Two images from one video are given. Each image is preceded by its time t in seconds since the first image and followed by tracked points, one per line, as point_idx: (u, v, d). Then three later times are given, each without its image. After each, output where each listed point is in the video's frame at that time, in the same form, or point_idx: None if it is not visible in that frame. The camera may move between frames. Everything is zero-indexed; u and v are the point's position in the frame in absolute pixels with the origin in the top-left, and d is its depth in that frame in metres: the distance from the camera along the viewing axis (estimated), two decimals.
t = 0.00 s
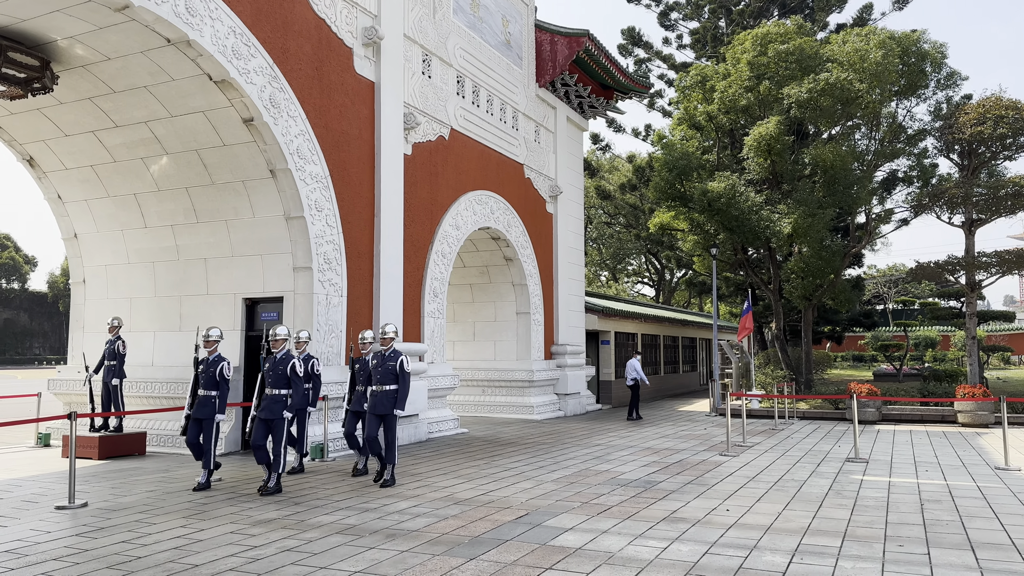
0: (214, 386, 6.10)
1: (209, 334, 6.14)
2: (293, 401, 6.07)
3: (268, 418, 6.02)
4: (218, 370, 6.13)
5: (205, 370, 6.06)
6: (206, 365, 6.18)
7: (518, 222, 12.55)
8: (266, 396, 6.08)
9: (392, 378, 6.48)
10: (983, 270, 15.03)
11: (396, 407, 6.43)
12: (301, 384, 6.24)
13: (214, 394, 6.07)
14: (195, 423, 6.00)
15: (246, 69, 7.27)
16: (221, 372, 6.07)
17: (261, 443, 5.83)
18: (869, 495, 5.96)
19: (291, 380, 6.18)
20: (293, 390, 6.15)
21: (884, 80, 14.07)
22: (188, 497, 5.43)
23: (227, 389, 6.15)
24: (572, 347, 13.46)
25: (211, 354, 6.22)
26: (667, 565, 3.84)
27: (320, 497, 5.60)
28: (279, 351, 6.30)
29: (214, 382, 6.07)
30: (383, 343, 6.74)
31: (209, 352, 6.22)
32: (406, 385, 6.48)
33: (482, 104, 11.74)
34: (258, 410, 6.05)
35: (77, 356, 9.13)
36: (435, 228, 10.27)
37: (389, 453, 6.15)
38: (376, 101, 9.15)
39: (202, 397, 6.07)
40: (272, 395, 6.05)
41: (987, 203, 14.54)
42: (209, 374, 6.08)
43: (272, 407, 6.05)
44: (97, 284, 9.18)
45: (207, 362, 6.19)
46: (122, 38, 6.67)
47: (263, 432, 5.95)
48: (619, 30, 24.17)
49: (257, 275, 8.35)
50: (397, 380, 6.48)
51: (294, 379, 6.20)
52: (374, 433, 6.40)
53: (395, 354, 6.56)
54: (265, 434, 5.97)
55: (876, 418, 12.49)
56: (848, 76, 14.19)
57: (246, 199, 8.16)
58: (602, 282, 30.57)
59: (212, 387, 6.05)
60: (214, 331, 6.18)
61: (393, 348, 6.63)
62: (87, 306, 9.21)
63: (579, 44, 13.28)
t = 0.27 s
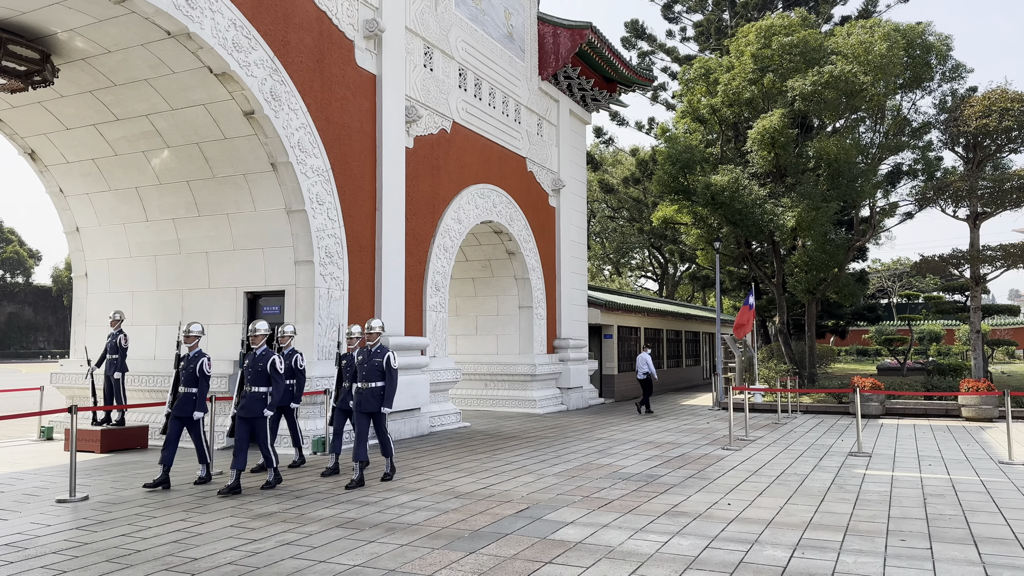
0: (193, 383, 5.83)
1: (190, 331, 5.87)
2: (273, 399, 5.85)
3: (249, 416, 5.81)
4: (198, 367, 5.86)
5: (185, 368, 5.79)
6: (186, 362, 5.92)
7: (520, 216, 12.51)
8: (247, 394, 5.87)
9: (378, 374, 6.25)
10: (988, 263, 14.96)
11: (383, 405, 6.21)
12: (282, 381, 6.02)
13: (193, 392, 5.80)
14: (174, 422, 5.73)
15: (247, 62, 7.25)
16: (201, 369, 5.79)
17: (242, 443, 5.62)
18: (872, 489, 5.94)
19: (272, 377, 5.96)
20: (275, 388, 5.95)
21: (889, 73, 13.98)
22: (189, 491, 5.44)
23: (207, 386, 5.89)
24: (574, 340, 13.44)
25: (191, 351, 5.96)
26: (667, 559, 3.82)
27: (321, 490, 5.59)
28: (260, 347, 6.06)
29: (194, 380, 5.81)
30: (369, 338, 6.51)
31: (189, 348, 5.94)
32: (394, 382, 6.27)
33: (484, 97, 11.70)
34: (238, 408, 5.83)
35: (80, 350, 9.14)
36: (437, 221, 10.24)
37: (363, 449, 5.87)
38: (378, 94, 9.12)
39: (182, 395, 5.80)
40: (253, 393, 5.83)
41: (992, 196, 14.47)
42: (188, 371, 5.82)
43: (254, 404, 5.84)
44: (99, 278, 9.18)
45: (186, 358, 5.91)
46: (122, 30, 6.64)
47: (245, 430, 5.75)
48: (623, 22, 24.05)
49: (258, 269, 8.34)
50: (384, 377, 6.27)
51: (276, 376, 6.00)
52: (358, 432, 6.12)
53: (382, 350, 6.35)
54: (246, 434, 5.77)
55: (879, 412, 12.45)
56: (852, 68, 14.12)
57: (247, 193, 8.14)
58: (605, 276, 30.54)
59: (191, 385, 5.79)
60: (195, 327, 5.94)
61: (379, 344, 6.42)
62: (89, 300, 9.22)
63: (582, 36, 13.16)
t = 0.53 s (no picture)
0: (175, 376, 5.71)
1: (174, 321, 5.77)
2: (256, 392, 5.75)
3: (230, 410, 5.67)
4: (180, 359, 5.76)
5: (167, 359, 5.68)
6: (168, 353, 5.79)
7: (523, 211, 12.48)
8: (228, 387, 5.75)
9: (366, 367, 6.20)
10: (993, 258, 14.88)
11: (371, 398, 6.15)
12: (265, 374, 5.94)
13: (175, 384, 5.67)
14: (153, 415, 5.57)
15: (248, 56, 7.22)
16: (184, 361, 5.71)
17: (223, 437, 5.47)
18: (875, 484, 5.91)
19: (255, 370, 5.86)
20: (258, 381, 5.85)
21: (894, 66, 13.89)
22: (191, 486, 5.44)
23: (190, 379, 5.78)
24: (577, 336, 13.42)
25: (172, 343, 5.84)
26: (669, 555, 3.80)
27: (323, 485, 5.59)
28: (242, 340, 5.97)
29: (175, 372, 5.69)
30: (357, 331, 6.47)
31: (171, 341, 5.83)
32: (382, 375, 6.21)
33: (487, 91, 11.66)
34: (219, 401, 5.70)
35: (82, 345, 9.15)
36: (440, 216, 10.22)
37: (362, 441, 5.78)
38: (380, 88, 9.09)
39: (163, 388, 5.66)
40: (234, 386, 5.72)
41: (997, 190, 14.39)
42: (171, 362, 5.70)
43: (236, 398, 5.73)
44: (101, 273, 9.17)
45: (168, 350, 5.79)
46: (123, 24, 6.61)
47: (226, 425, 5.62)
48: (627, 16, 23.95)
49: (261, 263, 8.33)
50: (372, 369, 6.21)
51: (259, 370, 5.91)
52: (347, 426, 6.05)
53: (370, 342, 6.29)
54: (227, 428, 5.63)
55: (883, 408, 12.40)
56: (857, 62, 14.03)
57: (249, 187, 8.12)
58: (609, 272, 30.49)
59: (173, 376, 5.67)
60: (178, 319, 5.83)
61: (367, 337, 6.37)
62: (92, 295, 9.21)
63: (585, 30, 13.07)
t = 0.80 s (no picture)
0: (161, 373, 5.58)
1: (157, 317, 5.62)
2: (240, 390, 5.45)
3: (211, 410, 5.42)
4: (166, 356, 5.62)
5: (152, 356, 5.55)
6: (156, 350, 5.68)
7: (526, 206, 12.46)
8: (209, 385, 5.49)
9: (355, 366, 5.93)
10: (998, 253, 14.82)
11: (359, 398, 5.86)
12: (251, 373, 5.62)
13: (161, 381, 5.56)
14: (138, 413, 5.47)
15: (251, 50, 7.21)
16: (170, 358, 5.56)
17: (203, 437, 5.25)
18: (880, 480, 5.90)
19: (239, 368, 5.55)
20: (242, 379, 5.54)
21: (899, 61, 13.83)
22: (195, 481, 5.45)
23: (175, 376, 5.61)
24: (580, 331, 13.41)
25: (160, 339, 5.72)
26: (672, 551, 3.80)
27: (327, 481, 5.60)
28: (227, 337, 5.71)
29: (159, 369, 5.55)
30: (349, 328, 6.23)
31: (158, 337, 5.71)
32: (371, 374, 5.93)
33: (490, 86, 11.64)
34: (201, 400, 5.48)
35: (86, 340, 9.16)
36: (443, 211, 10.21)
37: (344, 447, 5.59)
38: (383, 83, 9.07)
39: (148, 385, 5.54)
40: (216, 384, 5.45)
41: (1002, 185, 14.33)
42: (156, 359, 5.57)
43: (219, 398, 5.43)
44: (105, 268, 9.18)
45: (155, 347, 5.66)
46: (125, 19, 6.59)
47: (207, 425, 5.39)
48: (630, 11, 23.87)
49: (264, 259, 8.33)
50: (361, 368, 5.93)
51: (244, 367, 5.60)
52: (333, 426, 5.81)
53: (360, 340, 6.03)
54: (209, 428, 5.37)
55: (887, 403, 12.38)
56: (862, 56, 13.97)
57: (252, 182, 8.12)
58: (612, 267, 30.46)
59: (157, 374, 5.52)
60: (164, 316, 5.78)
61: (358, 335, 6.12)
62: (96, 290, 9.22)
63: (589, 24, 13.09)
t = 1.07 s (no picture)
0: (149, 367, 5.54)
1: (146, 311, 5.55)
2: (228, 384, 5.44)
3: (200, 403, 5.41)
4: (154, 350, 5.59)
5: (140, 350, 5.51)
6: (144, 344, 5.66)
7: (529, 201, 12.44)
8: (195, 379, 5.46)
9: (345, 358, 5.87)
10: (1003, 249, 14.77)
11: (349, 392, 5.81)
12: (238, 365, 5.60)
13: (149, 376, 5.52)
14: (128, 408, 5.46)
15: (254, 45, 7.20)
16: (157, 352, 5.53)
17: (191, 432, 5.25)
18: (884, 475, 5.89)
19: (226, 361, 5.52)
20: (230, 373, 5.51)
21: (903, 55, 13.76)
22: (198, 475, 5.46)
23: (164, 370, 5.58)
24: (583, 326, 13.40)
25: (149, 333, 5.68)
26: (676, 545, 3.79)
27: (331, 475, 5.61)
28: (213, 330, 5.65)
29: (147, 363, 5.51)
30: (341, 321, 6.20)
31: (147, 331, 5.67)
32: (361, 367, 5.85)
33: (493, 81, 11.61)
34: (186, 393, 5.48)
35: (90, 335, 9.17)
36: (446, 206, 10.19)
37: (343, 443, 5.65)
38: (386, 77, 9.04)
39: (137, 379, 5.51)
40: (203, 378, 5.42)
41: (1008, 180, 14.26)
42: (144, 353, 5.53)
43: (207, 391, 5.43)
44: (108, 263, 9.19)
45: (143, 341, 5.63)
46: (128, 13, 6.57)
47: (194, 418, 5.38)
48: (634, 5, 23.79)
49: (267, 253, 8.33)
50: (351, 361, 5.87)
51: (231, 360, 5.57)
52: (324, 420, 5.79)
53: (351, 333, 6.01)
54: (198, 422, 5.37)
55: (891, 399, 12.35)
56: (866, 50, 13.90)
57: (255, 177, 8.12)
58: (615, 263, 30.43)
59: (145, 368, 5.50)
60: (155, 308, 5.68)
61: (350, 328, 6.12)
62: (100, 284, 9.23)
63: (592, 19, 13.01)
